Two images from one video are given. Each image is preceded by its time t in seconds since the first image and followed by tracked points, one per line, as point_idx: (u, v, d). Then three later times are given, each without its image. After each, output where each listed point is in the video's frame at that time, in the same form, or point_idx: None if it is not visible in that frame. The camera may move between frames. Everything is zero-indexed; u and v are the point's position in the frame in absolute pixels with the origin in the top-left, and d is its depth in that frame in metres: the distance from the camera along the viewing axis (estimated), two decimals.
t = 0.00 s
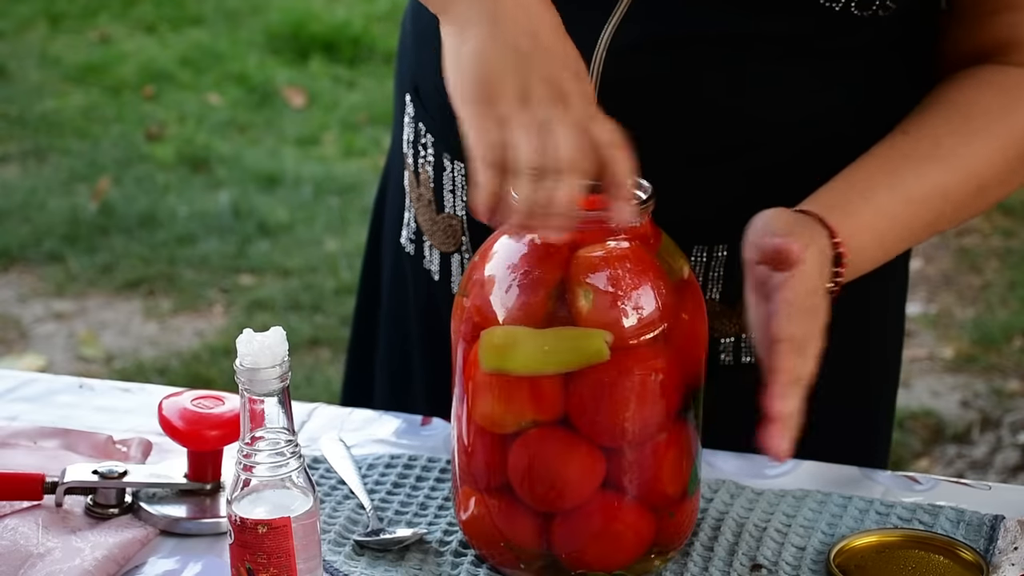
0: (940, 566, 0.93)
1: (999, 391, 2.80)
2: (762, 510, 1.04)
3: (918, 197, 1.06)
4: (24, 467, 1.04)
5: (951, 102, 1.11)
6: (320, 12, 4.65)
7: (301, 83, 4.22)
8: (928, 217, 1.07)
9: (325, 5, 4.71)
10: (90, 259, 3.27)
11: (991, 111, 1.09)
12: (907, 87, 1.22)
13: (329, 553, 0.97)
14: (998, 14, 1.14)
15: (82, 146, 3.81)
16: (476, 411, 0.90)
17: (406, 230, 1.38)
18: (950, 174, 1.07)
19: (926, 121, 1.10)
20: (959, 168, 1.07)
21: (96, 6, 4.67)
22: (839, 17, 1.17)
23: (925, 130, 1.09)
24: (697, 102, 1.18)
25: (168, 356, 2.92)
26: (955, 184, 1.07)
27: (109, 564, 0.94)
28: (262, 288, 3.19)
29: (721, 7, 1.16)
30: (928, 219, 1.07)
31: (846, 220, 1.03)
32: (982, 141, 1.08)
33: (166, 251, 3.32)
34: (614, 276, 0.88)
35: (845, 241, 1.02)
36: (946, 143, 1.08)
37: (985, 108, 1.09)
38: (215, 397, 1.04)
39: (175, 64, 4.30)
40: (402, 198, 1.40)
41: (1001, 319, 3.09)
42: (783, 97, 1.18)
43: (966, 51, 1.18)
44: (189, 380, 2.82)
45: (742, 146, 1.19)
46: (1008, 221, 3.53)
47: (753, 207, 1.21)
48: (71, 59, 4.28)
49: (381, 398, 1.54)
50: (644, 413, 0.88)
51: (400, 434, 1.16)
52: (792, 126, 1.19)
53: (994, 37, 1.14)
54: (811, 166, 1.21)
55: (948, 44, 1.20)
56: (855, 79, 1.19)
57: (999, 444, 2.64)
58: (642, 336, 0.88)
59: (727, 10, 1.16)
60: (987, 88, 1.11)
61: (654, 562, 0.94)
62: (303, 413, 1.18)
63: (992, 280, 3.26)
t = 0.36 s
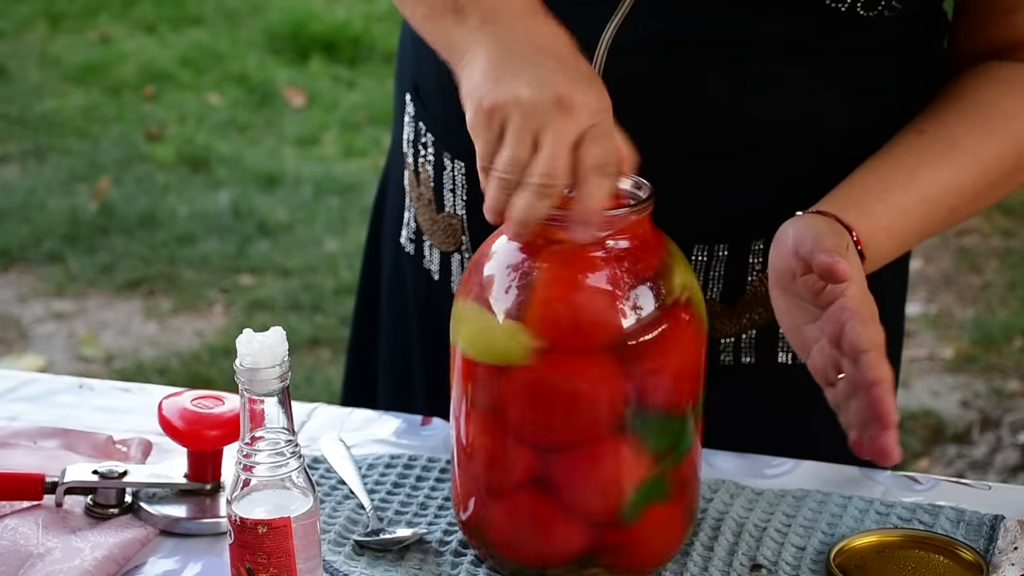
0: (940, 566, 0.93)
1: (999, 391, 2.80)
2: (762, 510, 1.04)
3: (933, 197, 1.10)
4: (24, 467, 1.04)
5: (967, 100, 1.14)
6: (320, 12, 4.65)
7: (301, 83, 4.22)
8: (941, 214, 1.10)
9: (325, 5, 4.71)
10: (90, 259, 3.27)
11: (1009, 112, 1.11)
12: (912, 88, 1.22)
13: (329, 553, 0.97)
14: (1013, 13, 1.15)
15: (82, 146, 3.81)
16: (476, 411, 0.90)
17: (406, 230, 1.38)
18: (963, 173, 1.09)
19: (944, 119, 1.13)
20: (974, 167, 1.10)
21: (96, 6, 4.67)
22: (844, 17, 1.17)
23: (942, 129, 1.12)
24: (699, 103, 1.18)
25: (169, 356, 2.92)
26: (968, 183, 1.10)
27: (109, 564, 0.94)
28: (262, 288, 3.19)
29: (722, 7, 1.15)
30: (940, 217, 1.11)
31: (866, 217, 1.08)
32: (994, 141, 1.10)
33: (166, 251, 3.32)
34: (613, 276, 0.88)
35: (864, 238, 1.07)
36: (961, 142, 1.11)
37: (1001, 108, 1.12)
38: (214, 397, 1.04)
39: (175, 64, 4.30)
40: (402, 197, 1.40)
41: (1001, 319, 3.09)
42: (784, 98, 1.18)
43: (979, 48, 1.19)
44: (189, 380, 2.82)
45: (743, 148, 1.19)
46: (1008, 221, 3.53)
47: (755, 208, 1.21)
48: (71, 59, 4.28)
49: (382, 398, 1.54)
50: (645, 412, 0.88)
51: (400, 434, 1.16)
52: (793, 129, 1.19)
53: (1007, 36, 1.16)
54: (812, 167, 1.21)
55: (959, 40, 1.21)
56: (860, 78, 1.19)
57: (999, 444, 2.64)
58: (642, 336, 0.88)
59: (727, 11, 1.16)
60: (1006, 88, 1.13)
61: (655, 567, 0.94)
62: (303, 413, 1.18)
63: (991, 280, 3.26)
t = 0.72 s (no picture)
0: (940, 566, 0.93)
1: (999, 391, 2.81)
2: (762, 510, 1.04)
3: (904, 199, 1.05)
4: (24, 467, 1.04)
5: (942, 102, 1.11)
6: (320, 12, 4.65)
7: (301, 83, 4.22)
8: (909, 220, 1.06)
9: (325, 5, 4.70)
10: (90, 259, 3.27)
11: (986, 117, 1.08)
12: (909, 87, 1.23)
13: (329, 553, 0.97)
14: (992, 17, 1.13)
15: (82, 146, 3.81)
16: (485, 413, 0.91)
17: (409, 229, 1.38)
18: (935, 176, 1.06)
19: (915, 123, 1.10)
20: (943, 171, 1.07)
21: (96, 6, 4.67)
22: (839, 18, 1.16)
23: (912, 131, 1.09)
24: (699, 103, 1.18)
25: (168, 356, 2.92)
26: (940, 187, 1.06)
27: (110, 564, 0.94)
28: (262, 288, 3.19)
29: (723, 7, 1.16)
30: (910, 220, 1.06)
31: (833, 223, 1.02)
32: (966, 144, 1.07)
33: (166, 251, 3.32)
34: (622, 279, 0.88)
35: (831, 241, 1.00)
36: (935, 144, 1.07)
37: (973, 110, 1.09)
38: (215, 397, 1.04)
39: (175, 64, 4.30)
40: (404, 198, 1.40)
41: (1001, 319, 3.09)
42: (783, 98, 1.18)
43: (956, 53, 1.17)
44: (189, 380, 2.82)
45: (744, 147, 1.19)
46: (1008, 221, 3.53)
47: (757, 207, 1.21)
48: (71, 59, 4.28)
49: (382, 398, 1.54)
50: (652, 416, 0.88)
51: (401, 434, 1.16)
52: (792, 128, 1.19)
53: (988, 41, 1.13)
54: (813, 166, 1.21)
55: (940, 43, 1.19)
56: (850, 79, 1.19)
57: (999, 444, 2.64)
58: (650, 339, 0.88)
59: (728, 11, 1.16)
60: (974, 90, 1.10)
61: (661, 569, 0.94)
62: (304, 412, 1.18)
63: (991, 280, 3.26)
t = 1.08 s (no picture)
0: (939, 566, 0.93)
1: (999, 391, 2.80)
2: (762, 510, 1.04)
3: (962, 171, 1.06)
4: (24, 467, 1.04)
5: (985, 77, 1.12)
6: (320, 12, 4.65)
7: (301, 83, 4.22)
8: (967, 194, 1.06)
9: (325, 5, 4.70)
10: (90, 259, 3.27)
11: None
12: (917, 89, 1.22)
13: (329, 552, 0.97)
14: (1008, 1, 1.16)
15: (82, 146, 3.81)
16: (484, 413, 0.91)
17: (407, 234, 1.38)
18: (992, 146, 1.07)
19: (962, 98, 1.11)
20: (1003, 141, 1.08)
21: (96, 6, 4.66)
22: (838, 17, 1.17)
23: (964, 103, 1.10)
24: (696, 103, 1.18)
25: (168, 356, 2.92)
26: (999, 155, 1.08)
27: (109, 564, 0.94)
28: (262, 288, 3.19)
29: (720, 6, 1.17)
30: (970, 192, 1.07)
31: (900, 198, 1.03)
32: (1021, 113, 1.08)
33: (166, 251, 3.32)
34: (621, 278, 0.88)
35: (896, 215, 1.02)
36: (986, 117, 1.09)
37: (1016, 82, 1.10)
38: (214, 397, 1.04)
39: (175, 64, 4.29)
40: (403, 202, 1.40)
41: (1001, 319, 3.09)
42: (778, 98, 1.18)
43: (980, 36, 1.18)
44: (189, 380, 2.82)
45: (740, 149, 1.19)
46: (1008, 221, 3.52)
47: (759, 207, 1.21)
48: (71, 59, 4.28)
49: (383, 399, 1.53)
50: (652, 415, 0.88)
51: (401, 434, 1.16)
52: (790, 124, 1.19)
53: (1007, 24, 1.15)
54: (812, 166, 1.21)
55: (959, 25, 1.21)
56: (850, 78, 1.19)
57: (999, 444, 2.64)
58: (649, 339, 0.87)
59: (724, 11, 1.17)
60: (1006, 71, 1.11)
61: (661, 568, 0.94)
62: (304, 413, 1.18)
63: (991, 280, 3.26)
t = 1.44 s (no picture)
0: (940, 566, 0.93)
1: (999, 391, 2.81)
2: (762, 510, 1.04)
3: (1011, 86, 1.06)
4: (24, 467, 1.04)
5: None
6: (320, 12, 4.64)
7: (301, 83, 4.22)
8: (988, 121, 1.07)
9: (325, 5, 4.70)
10: (90, 259, 3.27)
11: None
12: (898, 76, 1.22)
13: (329, 552, 0.97)
14: None
15: (82, 146, 3.81)
16: (484, 412, 0.91)
17: (403, 246, 1.39)
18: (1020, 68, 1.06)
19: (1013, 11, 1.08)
20: None
21: (96, 6, 4.66)
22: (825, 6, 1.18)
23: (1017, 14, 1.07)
24: (685, 106, 1.18)
25: (168, 356, 2.92)
26: None
27: (109, 564, 0.94)
28: (262, 288, 3.20)
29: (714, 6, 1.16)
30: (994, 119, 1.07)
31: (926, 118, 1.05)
32: None
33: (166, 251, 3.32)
34: (621, 279, 0.88)
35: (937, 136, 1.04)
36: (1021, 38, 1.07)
37: None
38: (214, 397, 1.04)
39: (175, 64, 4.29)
40: (394, 215, 1.41)
41: (1001, 319, 3.09)
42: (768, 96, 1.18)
43: None
44: (189, 380, 2.82)
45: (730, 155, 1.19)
46: (1008, 221, 3.52)
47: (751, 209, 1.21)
48: (71, 59, 4.28)
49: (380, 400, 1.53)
50: (652, 416, 0.88)
51: (400, 434, 1.16)
52: (778, 124, 1.19)
53: None
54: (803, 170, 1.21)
55: None
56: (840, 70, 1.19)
57: (999, 444, 2.64)
58: (649, 339, 0.87)
59: (716, 11, 1.16)
60: None
61: (662, 568, 0.94)
62: (303, 412, 1.18)
63: (992, 280, 3.25)
